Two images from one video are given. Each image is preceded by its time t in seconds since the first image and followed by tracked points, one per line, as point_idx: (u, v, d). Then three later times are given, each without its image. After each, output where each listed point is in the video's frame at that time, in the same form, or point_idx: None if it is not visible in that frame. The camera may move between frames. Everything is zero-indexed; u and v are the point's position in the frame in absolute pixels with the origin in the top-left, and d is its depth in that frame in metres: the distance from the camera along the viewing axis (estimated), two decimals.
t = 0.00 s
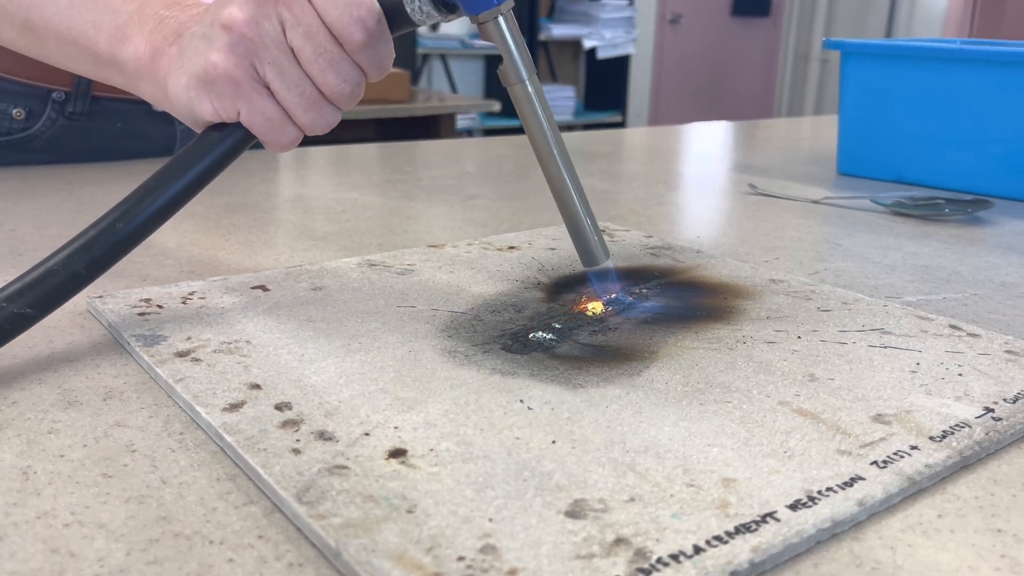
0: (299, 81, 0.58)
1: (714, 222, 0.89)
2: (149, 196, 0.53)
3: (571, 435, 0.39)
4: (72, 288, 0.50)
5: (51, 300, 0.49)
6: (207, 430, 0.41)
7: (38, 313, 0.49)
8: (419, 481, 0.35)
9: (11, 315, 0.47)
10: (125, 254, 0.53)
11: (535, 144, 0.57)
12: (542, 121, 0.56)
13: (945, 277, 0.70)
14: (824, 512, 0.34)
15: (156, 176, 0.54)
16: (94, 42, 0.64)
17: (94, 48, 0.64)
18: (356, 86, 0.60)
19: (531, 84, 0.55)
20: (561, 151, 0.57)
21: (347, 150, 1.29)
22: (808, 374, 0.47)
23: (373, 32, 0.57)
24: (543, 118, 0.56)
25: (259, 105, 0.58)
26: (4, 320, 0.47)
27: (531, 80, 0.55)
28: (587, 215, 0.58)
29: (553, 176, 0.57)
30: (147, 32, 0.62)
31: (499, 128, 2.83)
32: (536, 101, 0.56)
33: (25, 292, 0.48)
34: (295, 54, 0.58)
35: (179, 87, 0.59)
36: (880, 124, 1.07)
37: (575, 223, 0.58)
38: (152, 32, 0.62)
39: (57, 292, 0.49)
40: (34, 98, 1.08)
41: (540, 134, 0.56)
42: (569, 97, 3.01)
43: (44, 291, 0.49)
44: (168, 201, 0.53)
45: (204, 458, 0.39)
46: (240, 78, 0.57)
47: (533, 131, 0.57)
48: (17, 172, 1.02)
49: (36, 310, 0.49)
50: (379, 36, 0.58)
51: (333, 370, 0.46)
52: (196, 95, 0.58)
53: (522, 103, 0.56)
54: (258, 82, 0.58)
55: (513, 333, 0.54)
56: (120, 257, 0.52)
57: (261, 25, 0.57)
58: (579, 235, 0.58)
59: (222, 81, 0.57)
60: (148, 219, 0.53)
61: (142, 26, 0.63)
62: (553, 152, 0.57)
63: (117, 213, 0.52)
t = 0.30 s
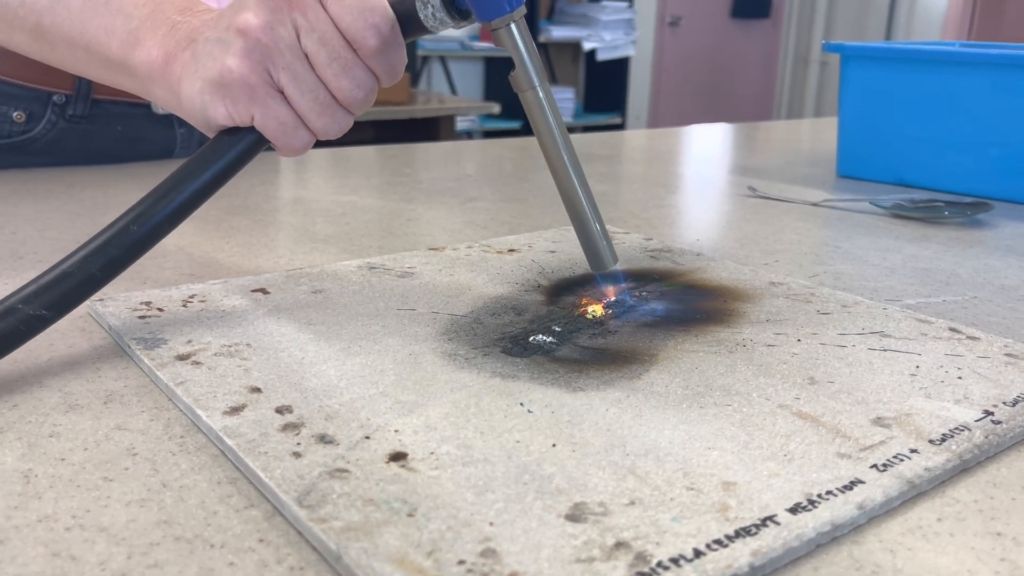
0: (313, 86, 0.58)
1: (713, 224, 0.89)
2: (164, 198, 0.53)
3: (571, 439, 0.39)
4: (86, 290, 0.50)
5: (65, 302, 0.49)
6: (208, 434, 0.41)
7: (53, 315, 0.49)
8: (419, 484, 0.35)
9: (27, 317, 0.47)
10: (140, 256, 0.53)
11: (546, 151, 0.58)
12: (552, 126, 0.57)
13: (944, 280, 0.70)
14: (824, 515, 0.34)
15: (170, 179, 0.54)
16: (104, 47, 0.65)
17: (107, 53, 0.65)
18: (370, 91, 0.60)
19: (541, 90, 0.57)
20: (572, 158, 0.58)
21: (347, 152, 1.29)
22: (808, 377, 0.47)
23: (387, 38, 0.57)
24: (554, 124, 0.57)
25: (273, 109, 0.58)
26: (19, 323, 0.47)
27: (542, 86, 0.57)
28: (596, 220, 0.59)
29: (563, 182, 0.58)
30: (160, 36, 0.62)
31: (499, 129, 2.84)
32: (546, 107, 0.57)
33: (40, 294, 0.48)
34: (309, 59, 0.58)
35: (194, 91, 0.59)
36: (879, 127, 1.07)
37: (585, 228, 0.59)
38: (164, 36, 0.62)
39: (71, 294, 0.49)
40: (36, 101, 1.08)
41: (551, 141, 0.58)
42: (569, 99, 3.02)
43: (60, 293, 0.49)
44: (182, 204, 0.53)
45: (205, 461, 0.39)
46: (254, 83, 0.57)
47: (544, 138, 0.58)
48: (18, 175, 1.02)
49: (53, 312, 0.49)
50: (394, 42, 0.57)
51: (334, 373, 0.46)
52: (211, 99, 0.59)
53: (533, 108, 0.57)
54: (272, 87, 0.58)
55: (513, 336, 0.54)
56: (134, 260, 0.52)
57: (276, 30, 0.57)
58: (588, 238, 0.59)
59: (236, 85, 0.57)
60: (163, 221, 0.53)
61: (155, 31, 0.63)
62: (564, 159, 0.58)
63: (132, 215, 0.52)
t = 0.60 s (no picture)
0: (326, 77, 0.60)
1: (713, 226, 0.90)
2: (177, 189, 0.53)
3: (570, 440, 0.39)
4: (102, 282, 0.50)
5: (82, 293, 0.49)
6: (206, 435, 0.41)
7: (70, 307, 0.49)
8: (418, 486, 0.35)
9: (46, 308, 0.48)
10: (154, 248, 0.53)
11: (556, 147, 0.58)
12: (561, 118, 0.57)
13: (944, 281, 0.70)
14: (824, 516, 0.34)
15: (182, 171, 0.54)
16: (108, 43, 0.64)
17: (114, 49, 0.65)
18: (380, 84, 0.62)
19: (551, 82, 0.57)
20: (581, 152, 0.58)
21: (346, 153, 1.29)
22: (807, 378, 0.47)
23: (400, 30, 0.58)
24: (562, 117, 0.57)
25: (286, 100, 0.59)
26: (37, 315, 0.47)
27: (551, 78, 0.57)
28: (603, 212, 0.59)
29: (573, 177, 0.58)
30: (168, 32, 0.62)
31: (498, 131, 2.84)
32: (554, 98, 0.57)
33: (58, 286, 0.48)
34: (322, 50, 0.59)
35: (205, 84, 0.59)
36: (878, 128, 1.07)
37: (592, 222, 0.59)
38: (173, 31, 0.62)
39: (88, 285, 0.50)
40: (35, 103, 1.08)
41: (562, 136, 0.58)
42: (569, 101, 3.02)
43: (76, 284, 0.49)
44: (195, 195, 0.54)
45: (204, 462, 0.39)
46: (268, 73, 0.58)
47: (555, 133, 0.58)
48: (17, 176, 1.02)
49: (70, 303, 0.49)
50: (405, 35, 0.59)
51: (333, 375, 0.46)
52: (223, 90, 0.59)
53: (542, 100, 0.57)
54: (285, 78, 0.59)
55: (512, 338, 0.54)
56: (148, 251, 0.53)
57: (290, 22, 0.58)
58: (595, 231, 0.59)
59: (250, 75, 0.58)
60: (177, 212, 0.53)
61: (163, 26, 0.63)
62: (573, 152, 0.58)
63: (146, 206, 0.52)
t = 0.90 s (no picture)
0: (327, 73, 0.60)
1: (711, 227, 0.90)
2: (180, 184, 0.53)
3: (569, 442, 0.39)
4: (107, 277, 0.50)
5: (88, 288, 0.49)
6: (204, 437, 0.40)
7: (76, 302, 0.49)
8: (417, 488, 0.35)
9: (51, 303, 0.48)
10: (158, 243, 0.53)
11: (554, 139, 0.59)
12: (560, 114, 0.58)
13: (942, 283, 0.70)
14: (823, 518, 0.34)
15: (184, 167, 0.54)
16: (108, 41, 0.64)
17: (113, 47, 0.65)
18: (381, 78, 0.62)
19: (550, 77, 0.57)
20: (580, 147, 0.59)
21: (344, 155, 1.29)
22: (806, 380, 0.47)
23: (401, 25, 0.58)
24: (561, 112, 0.58)
25: (288, 95, 0.59)
26: (43, 310, 0.47)
27: (550, 73, 0.57)
28: (602, 205, 0.60)
29: (570, 167, 0.59)
30: (168, 30, 0.62)
31: (496, 133, 2.84)
32: (553, 93, 0.58)
33: (63, 281, 0.48)
34: (323, 46, 0.59)
35: (206, 80, 0.59)
36: (875, 130, 1.07)
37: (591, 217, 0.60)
38: (172, 29, 0.62)
39: (93, 281, 0.49)
40: (32, 103, 1.07)
41: (560, 129, 0.58)
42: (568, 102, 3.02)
43: (81, 279, 0.49)
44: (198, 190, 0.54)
45: (202, 464, 0.39)
46: (269, 69, 0.58)
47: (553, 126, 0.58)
48: (14, 178, 1.02)
49: (75, 298, 0.49)
50: (406, 30, 0.59)
51: (331, 376, 0.46)
52: (224, 86, 0.59)
53: (541, 95, 0.58)
54: (286, 74, 0.59)
55: (510, 339, 0.54)
56: (152, 246, 0.52)
57: (292, 17, 0.57)
58: (593, 223, 0.60)
59: (252, 71, 0.58)
60: (180, 206, 0.53)
61: (162, 24, 0.63)
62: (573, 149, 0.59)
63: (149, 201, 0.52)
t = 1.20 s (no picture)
0: (335, 65, 0.61)
1: (708, 229, 0.90)
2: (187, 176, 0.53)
3: (566, 443, 0.39)
4: (115, 268, 0.51)
5: (95, 280, 0.50)
6: (202, 438, 0.40)
7: (84, 293, 0.49)
8: (414, 489, 0.35)
9: (59, 295, 0.48)
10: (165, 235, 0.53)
11: (563, 136, 0.61)
12: (569, 110, 0.60)
13: (939, 285, 0.70)
14: (820, 519, 0.34)
15: (191, 159, 0.54)
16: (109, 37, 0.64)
17: (117, 43, 0.64)
18: (387, 72, 0.63)
19: (555, 68, 0.59)
20: (587, 144, 0.61)
21: (342, 156, 1.29)
22: (803, 381, 0.47)
23: (408, 18, 0.61)
24: (569, 107, 0.60)
25: (297, 87, 0.60)
26: (50, 302, 0.48)
27: (556, 64, 0.59)
28: (607, 195, 0.62)
29: (577, 163, 0.61)
30: (173, 25, 0.62)
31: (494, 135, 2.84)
32: (559, 85, 0.59)
33: (71, 273, 0.49)
34: (332, 39, 0.60)
35: (214, 73, 0.59)
36: (874, 132, 1.07)
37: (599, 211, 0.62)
38: (177, 24, 0.62)
39: (100, 272, 0.50)
40: (31, 105, 1.06)
41: (567, 125, 0.60)
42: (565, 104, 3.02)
43: (88, 271, 0.49)
44: (205, 182, 0.53)
45: (199, 466, 0.39)
46: (279, 61, 0.59)
47: (561, 124, 0.61)
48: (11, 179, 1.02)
49: (82, 290, 0.49)
50: (412, 24, 0.61)
51: (328, 378, 0.46)
52: (233, 79, 0.59)
53: (548, 87, 0.59)
54: (295, 66, 0.60)
55: (508, 341, 0.54)
56: (159, 238, 0.52)
57: (300, 11, 0.59)
58: (600, 217, 0.62)
59: (261, 63, 0.58)
60: (188, 199, 0.53)
61: (167, 19, 0.62)
62: (580, 146, 0.61)
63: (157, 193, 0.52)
